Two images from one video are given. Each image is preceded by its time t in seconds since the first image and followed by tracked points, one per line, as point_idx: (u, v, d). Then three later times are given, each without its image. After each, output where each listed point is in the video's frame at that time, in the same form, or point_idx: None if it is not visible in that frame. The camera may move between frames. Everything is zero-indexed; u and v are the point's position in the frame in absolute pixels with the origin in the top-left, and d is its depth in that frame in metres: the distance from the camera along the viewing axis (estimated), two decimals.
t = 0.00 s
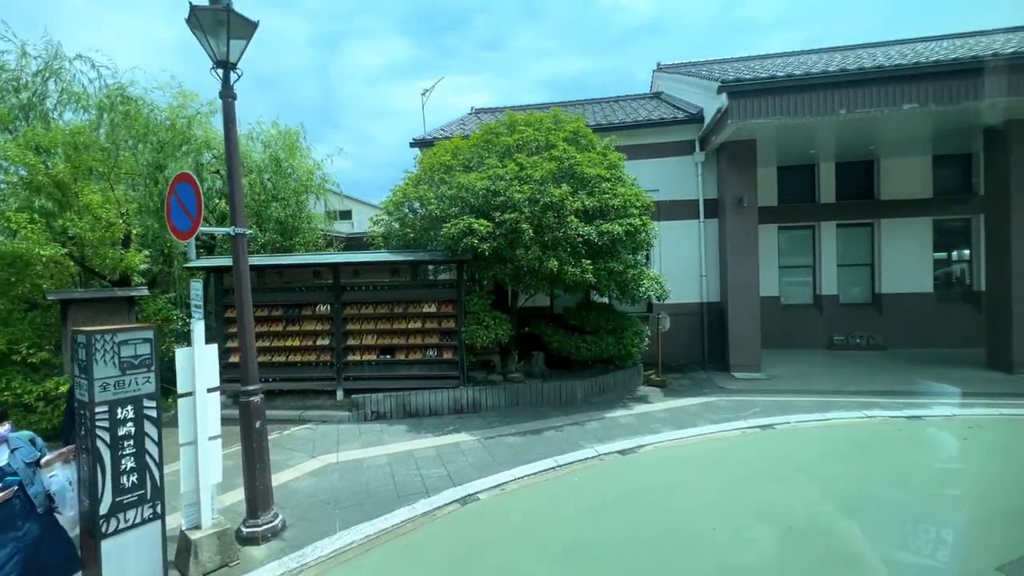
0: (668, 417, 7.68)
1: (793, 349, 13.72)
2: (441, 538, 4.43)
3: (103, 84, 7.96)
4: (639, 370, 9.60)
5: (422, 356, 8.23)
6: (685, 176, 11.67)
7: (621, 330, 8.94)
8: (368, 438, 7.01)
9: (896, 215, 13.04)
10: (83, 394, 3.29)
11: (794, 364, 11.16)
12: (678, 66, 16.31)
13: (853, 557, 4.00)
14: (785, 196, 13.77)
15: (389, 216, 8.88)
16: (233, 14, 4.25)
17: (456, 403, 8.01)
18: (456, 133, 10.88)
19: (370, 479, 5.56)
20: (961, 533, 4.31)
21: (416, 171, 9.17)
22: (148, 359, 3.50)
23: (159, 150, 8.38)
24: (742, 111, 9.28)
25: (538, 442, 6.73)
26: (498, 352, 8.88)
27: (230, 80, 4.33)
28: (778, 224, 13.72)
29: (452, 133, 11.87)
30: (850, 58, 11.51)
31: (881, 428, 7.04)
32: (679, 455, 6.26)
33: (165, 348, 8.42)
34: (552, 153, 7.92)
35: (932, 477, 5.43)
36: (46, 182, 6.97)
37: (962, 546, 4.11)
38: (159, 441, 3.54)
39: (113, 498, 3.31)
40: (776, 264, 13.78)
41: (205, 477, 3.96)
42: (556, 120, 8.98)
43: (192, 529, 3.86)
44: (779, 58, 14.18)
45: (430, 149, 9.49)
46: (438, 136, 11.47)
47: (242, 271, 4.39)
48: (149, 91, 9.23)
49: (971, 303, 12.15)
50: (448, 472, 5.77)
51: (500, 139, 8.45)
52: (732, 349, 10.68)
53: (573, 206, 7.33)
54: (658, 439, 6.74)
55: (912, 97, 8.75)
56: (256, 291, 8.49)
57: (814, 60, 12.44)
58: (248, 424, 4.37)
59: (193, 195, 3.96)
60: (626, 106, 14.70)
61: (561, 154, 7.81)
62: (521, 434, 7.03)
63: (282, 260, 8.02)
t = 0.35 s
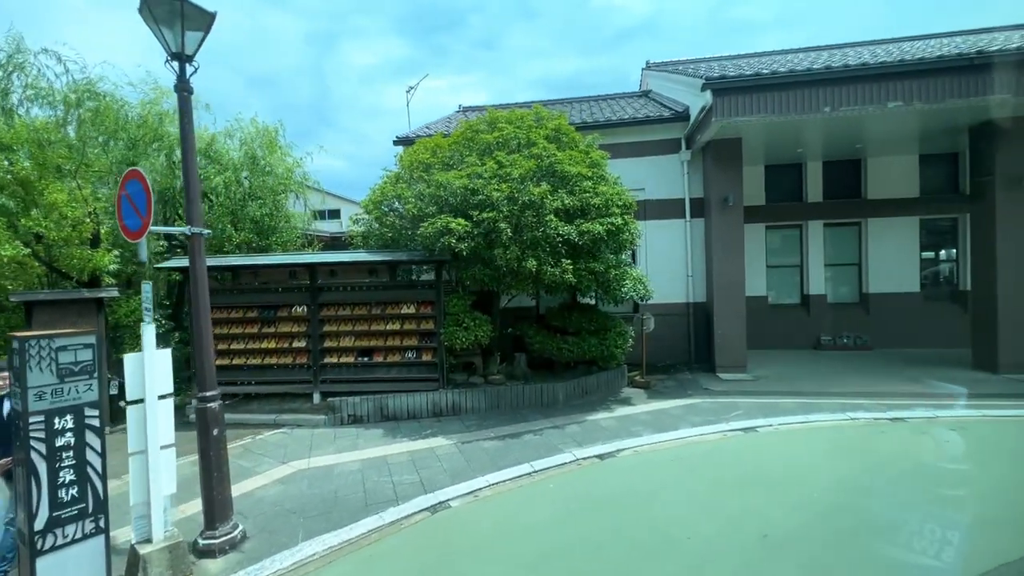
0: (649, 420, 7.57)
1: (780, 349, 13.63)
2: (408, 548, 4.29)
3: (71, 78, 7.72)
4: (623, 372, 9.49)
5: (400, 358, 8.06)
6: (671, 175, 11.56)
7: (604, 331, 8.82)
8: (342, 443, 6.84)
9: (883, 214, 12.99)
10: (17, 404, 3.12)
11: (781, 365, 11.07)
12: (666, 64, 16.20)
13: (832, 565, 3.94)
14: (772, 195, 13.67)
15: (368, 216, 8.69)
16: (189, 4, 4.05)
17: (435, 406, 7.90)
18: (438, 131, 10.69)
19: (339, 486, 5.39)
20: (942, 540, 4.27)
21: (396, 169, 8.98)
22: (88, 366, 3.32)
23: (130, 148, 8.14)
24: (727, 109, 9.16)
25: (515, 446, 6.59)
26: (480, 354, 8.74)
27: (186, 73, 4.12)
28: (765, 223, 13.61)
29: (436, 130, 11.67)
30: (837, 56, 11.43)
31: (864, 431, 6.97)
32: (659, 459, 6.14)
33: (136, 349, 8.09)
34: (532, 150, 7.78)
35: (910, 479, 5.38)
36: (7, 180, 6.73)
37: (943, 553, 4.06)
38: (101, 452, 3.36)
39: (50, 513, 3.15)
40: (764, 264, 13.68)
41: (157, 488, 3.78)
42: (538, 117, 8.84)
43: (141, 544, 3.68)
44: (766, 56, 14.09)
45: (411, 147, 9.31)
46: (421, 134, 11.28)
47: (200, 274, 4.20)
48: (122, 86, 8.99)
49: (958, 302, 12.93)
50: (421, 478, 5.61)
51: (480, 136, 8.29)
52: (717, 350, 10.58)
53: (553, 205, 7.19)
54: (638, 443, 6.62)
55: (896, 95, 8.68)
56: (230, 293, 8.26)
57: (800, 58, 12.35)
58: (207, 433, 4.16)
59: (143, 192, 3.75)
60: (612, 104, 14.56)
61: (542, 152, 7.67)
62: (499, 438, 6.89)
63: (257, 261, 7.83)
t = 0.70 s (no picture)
0: (632, 421, 7.49)
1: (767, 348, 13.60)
2: (378, 555, 4.16)
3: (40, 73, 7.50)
4: (608, 372, 9.42)
5: (381, 359, 7.93)
6: (657, 173, 11.49)
7: (587, 331, 8.73)
8: (319, 446, 6.70)
9: (869, 213, 12.99)
10: None
11: (767, 364, 11.03)
12: (655, 62, 16.13)
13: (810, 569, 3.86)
14: (759, 194, 13.64)
15: (347, 214, 8.51)
16: None
17: (415, 408, 7.76)
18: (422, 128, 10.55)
19: (311, 492, 5.25)
20: (920, 542, 4.22)
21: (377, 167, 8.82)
22: (34, 371, 3.23)
23: (103, 145, 7.95)
24: (712, 107, 9.08)
25: (495, 449, 6.48)
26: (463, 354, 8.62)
27: (146, 65, 3.97)
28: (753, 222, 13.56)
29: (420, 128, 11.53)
30: (823, 55, 11.40)
31: (847, 431, 6.94)
32: (641, 462, 6.04)
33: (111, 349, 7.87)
34: (512, 148, 7.68)
35: (889, 479, 5.34)
36: None
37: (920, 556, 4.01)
38: (49, 461, 3.27)
39: None
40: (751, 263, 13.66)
41: (112, 496, 3.62)
42: (521, 115, 8.74)
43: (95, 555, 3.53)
44: (754, 55, 14.05)
45: (393, 144, 9.17)
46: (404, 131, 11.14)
47: (161, 275, 4.04)
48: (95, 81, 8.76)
49: (942, 301, 12.99)
50: (396, 483, 5.49)
51: (461, 134, 8.18)
52: (703, 349, 10.52)
53: (534, 204, 7.10)
54: (619, 445, 6.52)
55: (880, 93, 8.65)
56: (206, 293, 8.03)
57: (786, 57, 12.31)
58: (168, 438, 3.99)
59: (96, 190, 3.60)
60: (599, 102, 14.48)
61: (523, 149, 7.57)
62: (478, 440, 6.79)
63: (233, 260, 7.66)
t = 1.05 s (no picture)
0: (614, 421, 7.42)
1: (752, 347, 13.60)
2: (350, 560, 4.06)
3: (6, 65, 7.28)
4: (593, 371, 9.35)
5: (361, 359, 7.79)
6: (642, 171, 11.44)
7: (571, 331, 8.65)
8: (296, 448, 6.55)
9: (854, 212, 13.03)
10: None
11: (752, 363, 11.02)
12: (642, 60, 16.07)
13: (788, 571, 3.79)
14: (746, 193, 13.62)
15: (327, 212, 8.34)
16: None
17: (396, 409, 7.62)
18: (405, 125, 10.40)
19: (284, 496, 5.11)
20: (899, 544, 4.17)
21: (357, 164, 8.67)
22: None
23: (73, 141, 7.74)
24: (697, 105, 9.03)
25: (475, 451, 6.38)
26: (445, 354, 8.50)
27: (104, 55, 3.81)
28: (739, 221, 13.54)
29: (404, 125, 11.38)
30: (808, 54, 11.39)
31: (828, 430, 6.92)
32: (622, 462, 5.97)
33: (84, 349, 7.68)
34: (494, 145, 7.58)
35: (872, 479, 5.32)
36: None
37: (898, 558, 3.95)
38: None
39: None
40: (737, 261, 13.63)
41: (68, 504, 3.48)
42: (505, 111, 8.64)
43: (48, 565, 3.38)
44: (741, 53, 14.03)
45: (374, 141, 9.02)
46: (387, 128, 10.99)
47: (122, 274, 3.88)
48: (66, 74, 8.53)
49: (925, 300, 13.06)
50: (372, 486, 5.37)
51: (442, 130, 8.05)
52: (688, 348, 10.48)
53: (516, 201, 7.00)
54: (600, 445, 6.45)
55: (863, 92, 8.64)
56: (180, 292, 7.81)
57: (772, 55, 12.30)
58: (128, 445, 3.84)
59: (47, 183, 3.45)
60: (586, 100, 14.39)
61: (504, 146, 7.48)
62: (459, 442, 6.69)
63: (208, 258, 7.49)
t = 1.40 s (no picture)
0: (597, 421, 7.35)
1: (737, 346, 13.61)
2: (322, 566, 3.95)
3: None
4: (577, 371, 9.28)
5: (341, 360, 7.67)
6: (628, 169, 11.38)
7: (555, 330, 8.57)
8: (272, 450, 6.42)
9: (838, 211, 13.07)
10: None
11: (737, 362, 11.00)
12: (630, 58, 16.02)
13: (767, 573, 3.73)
14: (731, 191, 13.62)
15: (306, 209, 8.15)
16: None
17: (376, 410, 7.49)
18: (389, 121, 10.24)
19: (256, 500, 4.97)
20: (878, 544, 4.13)
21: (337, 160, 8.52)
22: None
23: (41, 135, 7.52)
24: (681, 102, 8.99)
25: (454, 452, 6.28)
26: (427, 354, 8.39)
27: (60, 44, 3.66)
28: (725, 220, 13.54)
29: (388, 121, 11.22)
30: (793, 53, 11.39)
31: (810, 430, 6.90)
32: (603, 463, 5.90)
33: (53, 350, 7.50)
34: (475, 142, 7.47)
35: (854, 479, 5.31)
36: None
37: (876, 559, 3.90)
38: None
39: None
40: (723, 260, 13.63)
41: (19, 512, 3.35)
42: (488, 108, 8.53)
43: None
44: (727, 51, 14.01)
45: (356, 137, 8.86)
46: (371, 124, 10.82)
47: (80, 273, 3.72)
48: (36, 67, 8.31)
49: (908, 299, 13.14)
50: (348, 489, 5.25)
51: (424, 126, 7.93)
52: (674, 348, 10.44)
53: (497, 198, 6.91)
54: (582, 446, 6.38)
55: (846, 91, 8.63)
56: (155, 291, 7.62)
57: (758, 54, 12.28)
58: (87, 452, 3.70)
59: None
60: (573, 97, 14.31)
61: (486, 143, 7.38)
62: (439, 443, 6.59)
63: (183, 256, 7.31)
